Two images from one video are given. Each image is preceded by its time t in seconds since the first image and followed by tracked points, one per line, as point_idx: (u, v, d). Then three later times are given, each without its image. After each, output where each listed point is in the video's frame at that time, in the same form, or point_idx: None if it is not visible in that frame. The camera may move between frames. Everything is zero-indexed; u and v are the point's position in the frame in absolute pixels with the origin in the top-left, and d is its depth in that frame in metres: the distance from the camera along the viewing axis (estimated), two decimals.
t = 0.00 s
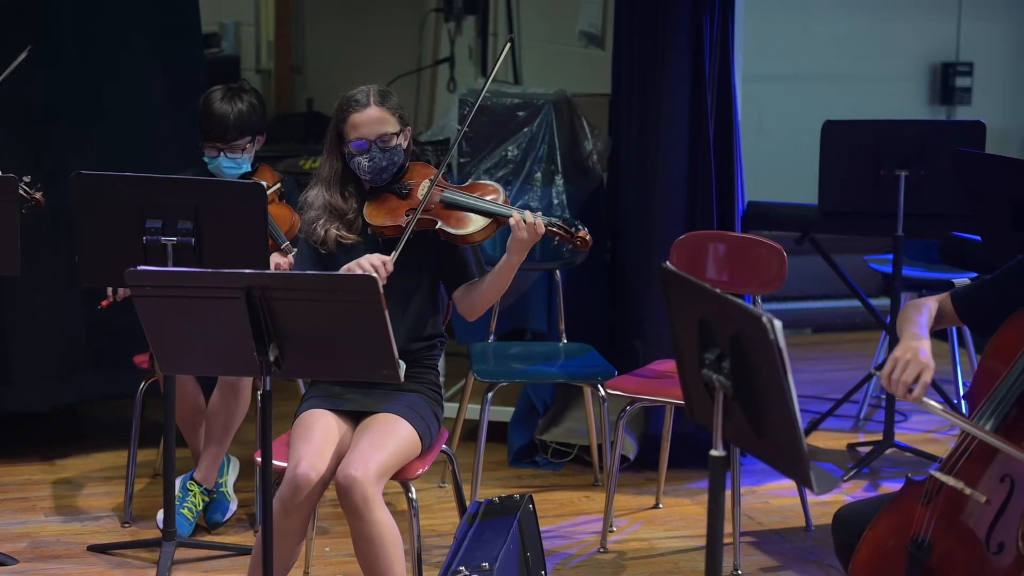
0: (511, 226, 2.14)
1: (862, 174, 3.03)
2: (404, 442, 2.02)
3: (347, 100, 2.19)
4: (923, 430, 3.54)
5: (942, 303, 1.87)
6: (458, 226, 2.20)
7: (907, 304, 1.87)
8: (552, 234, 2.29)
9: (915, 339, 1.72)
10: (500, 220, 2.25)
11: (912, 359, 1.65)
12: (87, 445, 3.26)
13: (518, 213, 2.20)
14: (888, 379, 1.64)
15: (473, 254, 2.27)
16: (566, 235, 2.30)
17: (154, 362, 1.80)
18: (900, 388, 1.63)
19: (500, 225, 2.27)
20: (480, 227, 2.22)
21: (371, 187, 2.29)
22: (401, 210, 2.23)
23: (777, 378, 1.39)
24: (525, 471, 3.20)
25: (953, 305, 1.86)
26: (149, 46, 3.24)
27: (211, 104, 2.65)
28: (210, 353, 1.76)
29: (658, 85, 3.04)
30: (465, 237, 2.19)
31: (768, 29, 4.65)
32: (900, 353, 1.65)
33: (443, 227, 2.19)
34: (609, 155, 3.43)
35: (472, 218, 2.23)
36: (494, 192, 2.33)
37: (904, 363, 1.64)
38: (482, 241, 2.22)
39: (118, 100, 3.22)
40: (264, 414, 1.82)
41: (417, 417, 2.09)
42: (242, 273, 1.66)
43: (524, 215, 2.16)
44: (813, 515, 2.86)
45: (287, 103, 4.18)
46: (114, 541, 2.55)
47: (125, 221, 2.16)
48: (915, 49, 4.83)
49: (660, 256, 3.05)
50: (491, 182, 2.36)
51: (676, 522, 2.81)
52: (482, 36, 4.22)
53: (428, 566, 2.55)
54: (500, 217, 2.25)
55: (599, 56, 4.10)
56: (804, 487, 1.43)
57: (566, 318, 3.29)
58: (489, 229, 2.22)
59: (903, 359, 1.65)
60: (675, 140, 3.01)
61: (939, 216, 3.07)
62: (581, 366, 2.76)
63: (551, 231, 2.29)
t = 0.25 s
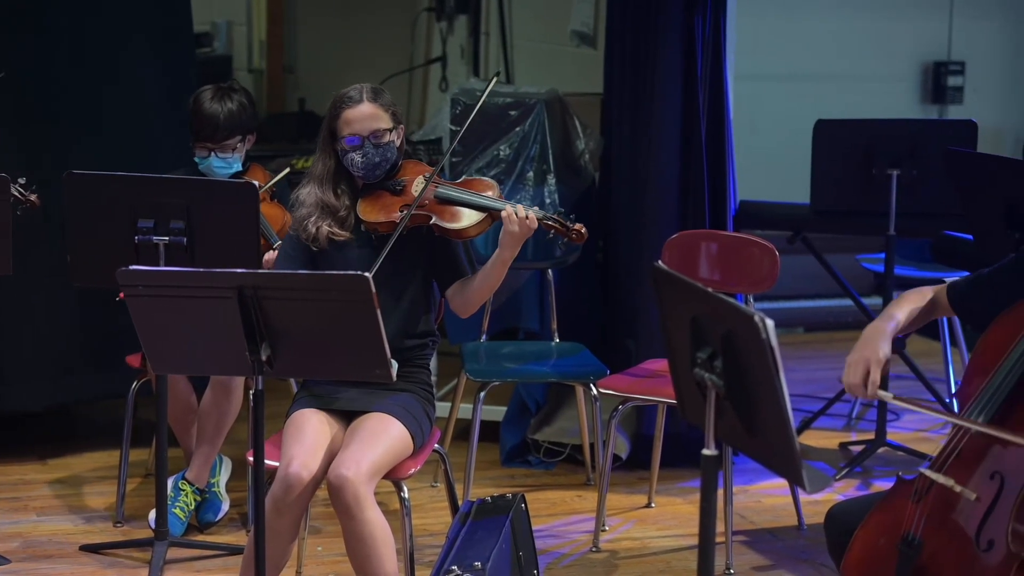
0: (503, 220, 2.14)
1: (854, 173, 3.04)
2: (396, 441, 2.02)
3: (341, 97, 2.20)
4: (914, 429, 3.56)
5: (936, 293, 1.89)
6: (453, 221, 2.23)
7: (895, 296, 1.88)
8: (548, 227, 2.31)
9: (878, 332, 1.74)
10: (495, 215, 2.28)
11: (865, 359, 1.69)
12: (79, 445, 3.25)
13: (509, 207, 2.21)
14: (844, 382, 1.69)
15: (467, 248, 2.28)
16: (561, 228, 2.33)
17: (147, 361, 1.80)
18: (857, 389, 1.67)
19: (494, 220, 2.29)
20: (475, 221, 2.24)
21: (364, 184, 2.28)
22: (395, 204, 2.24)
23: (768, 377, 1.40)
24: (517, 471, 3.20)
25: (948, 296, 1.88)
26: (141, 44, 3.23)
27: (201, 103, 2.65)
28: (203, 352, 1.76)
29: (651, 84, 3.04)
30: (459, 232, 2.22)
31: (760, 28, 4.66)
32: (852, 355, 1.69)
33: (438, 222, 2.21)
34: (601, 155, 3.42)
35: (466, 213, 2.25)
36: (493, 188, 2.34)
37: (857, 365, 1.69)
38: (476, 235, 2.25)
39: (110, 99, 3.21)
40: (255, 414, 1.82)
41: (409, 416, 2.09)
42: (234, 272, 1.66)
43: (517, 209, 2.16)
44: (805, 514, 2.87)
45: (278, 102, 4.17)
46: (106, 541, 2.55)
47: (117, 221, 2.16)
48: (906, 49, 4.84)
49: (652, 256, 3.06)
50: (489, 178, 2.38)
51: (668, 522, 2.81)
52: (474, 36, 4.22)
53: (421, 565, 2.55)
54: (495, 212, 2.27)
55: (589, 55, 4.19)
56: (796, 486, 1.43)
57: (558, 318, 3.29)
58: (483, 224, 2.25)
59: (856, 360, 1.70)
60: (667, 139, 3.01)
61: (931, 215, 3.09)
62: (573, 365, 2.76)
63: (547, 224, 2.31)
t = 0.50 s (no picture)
0: (499, 223, 2.15)
1: (846, 172, 3.05)
2: (387, 441, 2.02)
3: (337, 96, 2.20)
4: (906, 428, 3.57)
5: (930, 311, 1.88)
6: (445, 219, 2.21)
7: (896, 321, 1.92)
8: (539, 228, 2.31)
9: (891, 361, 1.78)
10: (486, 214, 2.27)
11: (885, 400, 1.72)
12: (71, 445, 3.24)
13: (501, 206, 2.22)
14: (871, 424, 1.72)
15: (458, 248, 2.28)
16: (553, 229, 2.33)
17: (138, 361, 1.80)
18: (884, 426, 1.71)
19: (486, 220, 2.28)
20: (467, 220, 2.23)
21: (358, 183, 2.29)
22: (388, 203, 2.23)
23: (760, 376, 1.40)
24: (509, 470, 3.21)
25: (940, 312, 1.87)
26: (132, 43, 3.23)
27: (195, 103, 2.64)
28: (194, 352, 1.76)
29: (642, 83, 3.05)
30: (450, 231, 2.20)
31: (752, 27, 4.67)
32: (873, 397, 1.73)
33: (430, 221, 2.20)
34: (592, 154, 3.43)
35: (458, 212, 2.24)
36: (487, 189, 2.34)
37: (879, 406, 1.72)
38: (467, 235, 2.24)
39: (101, 98, 3.21)
40: (247, 413, 1.82)
41: (401, 417, 2.09)
42: (225, 272, 1.66)
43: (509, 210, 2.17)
44: (797, 513, 2.87)
45: (271, 101, 4.17)
46: (98, 541, 2.55)
47: (109, 221, 2.15)
48: (898, 48, 4.86)
49: (644, 255, 3.07)
50: (483, 178, 2.37)
51: (660, 521, 2.82)
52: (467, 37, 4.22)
53: (413, 565, 2.55)
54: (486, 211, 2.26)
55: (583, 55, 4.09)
56: (787, 485, 1.43)
57: (550, 318, 3.30)
58: (474, 223, 2.24)
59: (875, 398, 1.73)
60: (658, 137, 3.02)
61: (923, 214, 3.10)
62: (565, 365, 2.77)
63: (539, 224, 2.31)
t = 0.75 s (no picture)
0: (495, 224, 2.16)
1: (837, 171, 3.06)
2: (379, 441, 2.03)
3: (338, 94, 2.20)
4: (896, 427, 3.59)
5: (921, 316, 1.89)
6: (440, 221, 2.22)
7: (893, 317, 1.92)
8: (534, 233, 2.30)
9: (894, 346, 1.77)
10: (480, 219, 2.27)
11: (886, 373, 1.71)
12: (61, 445, 3.23)
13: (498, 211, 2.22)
14: (867, 395, 1.71)
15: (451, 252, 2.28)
16: (547, 235, 2.32)
17: (128, 360, 1.80)
18: (880, 401, 1.70)
19: (480, 224, 2.29)
20: (461, 224, 2.24)
21: (354, 182, 2.29)
22: (384, 202, 2.24)
23: (750, 375, 1.40)
24: (500, 469, 3.21)
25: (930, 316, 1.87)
26: (122, 42, 3.22)
27: (187, 103, 2.64)
28: (184, 352, 1.76)
29: (633, 82, 3.05)
30: (444, 233, 2.21)
31: (742, 27, 4.68)
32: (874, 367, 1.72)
33: (425, 223, 2.20)
34: (583, 153, 3.43)
35: (451, 215, 2.25)
36: (484, 193, 2.34)
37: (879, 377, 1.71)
38: (461, 238, 2.24)
39: (92, 97, 3.20)
40: (237, 413, 1.81)
41: (392, 416, 2.09)
42: (216, 271, 1.65)
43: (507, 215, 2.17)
44: (788, 512, 2.88)
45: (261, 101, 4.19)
46: (89, 541, 2.54)
47: (99, 220, 2.15)
48: (888, 48, 4.87)
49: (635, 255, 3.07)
50: (479, 182, 2.37)
51: (651, 520, 2.83)
52: (457, 36, 4.23)
53: (404, 564, 2.56)
54: (481, 215, 2.27)
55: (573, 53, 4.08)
56: (778, 484, 1.44)
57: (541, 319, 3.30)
58: (468, 227, 2.24)
59: (875, 371, 1.72)
60: (648, 137, 3.02)
61: (913, 213, 3.11)
62: (556, 364, 2.77)
63: (534, 231, 2.30)
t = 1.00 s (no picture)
0: (490, 233, 2.12)
1: (825, 170, 3.07)
2: (368, 440, 2.03)
3: (331, 93, 2.21)
4: (885, 425, 3.61)
5: (914, 289, 1.88)
6: (431, 225, 2.22)
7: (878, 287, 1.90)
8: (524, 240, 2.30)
9: (864, 324, 1.76)
10: (472, 223, 2.27)
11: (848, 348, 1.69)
12: (50, 445, 3.22)
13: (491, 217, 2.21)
14: (824, 367, 1.70)
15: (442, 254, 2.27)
16: (538, 242, 2.32)
17: (117, 359, 1.79)
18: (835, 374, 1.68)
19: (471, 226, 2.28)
20: (452, 228, 2.23)
21: (346, 181, 2.29)
22: (374, 205, 2.23)
23: (739, 374, 1.41)
24: (489, 469, 3.21)
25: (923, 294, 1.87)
26: (109, 41, 3.21)
27: (173, 102, 2.63)
28: (174, 352, 1.76)
29: (622, 80, 3.06)
30: (436, 237, 2.20)
31: (730, 26, 4.70)
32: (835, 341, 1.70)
33: (416, 226, 2.20)
34: (572, 152, 3.45)
35: (442, 218, 2.25)
36: (477, 197, 2.33)
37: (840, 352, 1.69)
38: (453, 242, 2.24)
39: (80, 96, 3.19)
40: (226, 412, 1.81)
41: (382, 416, 2.09)
42: (204, 270, 1.65)
43: (501, 221, 2.13)
44: (777, 510, 2.89)
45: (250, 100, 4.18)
46: (78, 541, 2.53)
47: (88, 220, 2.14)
48: (876, 47, 4.89)
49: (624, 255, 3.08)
50: (471, 185, 2.36)
51: (640, 519, 2.83)
52: (445, 34, 4.24)
53: (393, 564, 2.56)
54: (472, 219, 2.26)
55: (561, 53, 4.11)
56: (768, 483, 1.44)
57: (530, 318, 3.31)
58: (460, 231, 2.24)
59: (839, 344, 1.70)
60: (637, 136, 3.03)
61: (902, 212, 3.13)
62: (545, 363, 2.77)
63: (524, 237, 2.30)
